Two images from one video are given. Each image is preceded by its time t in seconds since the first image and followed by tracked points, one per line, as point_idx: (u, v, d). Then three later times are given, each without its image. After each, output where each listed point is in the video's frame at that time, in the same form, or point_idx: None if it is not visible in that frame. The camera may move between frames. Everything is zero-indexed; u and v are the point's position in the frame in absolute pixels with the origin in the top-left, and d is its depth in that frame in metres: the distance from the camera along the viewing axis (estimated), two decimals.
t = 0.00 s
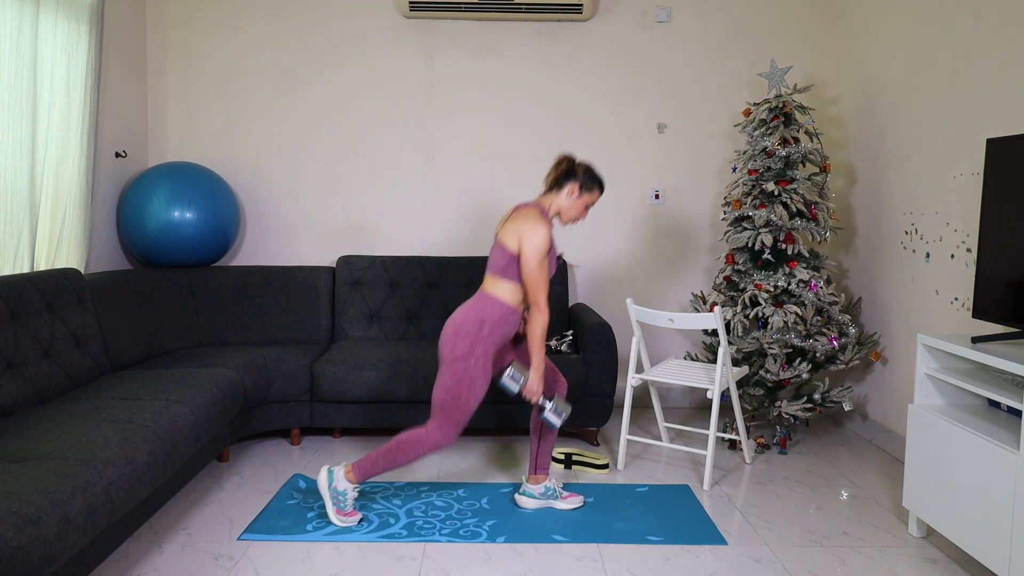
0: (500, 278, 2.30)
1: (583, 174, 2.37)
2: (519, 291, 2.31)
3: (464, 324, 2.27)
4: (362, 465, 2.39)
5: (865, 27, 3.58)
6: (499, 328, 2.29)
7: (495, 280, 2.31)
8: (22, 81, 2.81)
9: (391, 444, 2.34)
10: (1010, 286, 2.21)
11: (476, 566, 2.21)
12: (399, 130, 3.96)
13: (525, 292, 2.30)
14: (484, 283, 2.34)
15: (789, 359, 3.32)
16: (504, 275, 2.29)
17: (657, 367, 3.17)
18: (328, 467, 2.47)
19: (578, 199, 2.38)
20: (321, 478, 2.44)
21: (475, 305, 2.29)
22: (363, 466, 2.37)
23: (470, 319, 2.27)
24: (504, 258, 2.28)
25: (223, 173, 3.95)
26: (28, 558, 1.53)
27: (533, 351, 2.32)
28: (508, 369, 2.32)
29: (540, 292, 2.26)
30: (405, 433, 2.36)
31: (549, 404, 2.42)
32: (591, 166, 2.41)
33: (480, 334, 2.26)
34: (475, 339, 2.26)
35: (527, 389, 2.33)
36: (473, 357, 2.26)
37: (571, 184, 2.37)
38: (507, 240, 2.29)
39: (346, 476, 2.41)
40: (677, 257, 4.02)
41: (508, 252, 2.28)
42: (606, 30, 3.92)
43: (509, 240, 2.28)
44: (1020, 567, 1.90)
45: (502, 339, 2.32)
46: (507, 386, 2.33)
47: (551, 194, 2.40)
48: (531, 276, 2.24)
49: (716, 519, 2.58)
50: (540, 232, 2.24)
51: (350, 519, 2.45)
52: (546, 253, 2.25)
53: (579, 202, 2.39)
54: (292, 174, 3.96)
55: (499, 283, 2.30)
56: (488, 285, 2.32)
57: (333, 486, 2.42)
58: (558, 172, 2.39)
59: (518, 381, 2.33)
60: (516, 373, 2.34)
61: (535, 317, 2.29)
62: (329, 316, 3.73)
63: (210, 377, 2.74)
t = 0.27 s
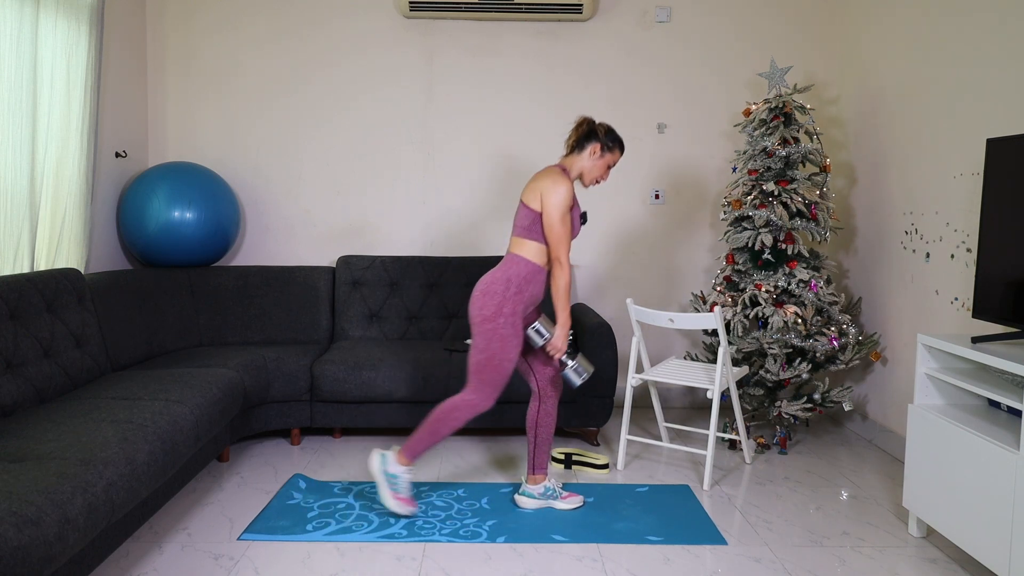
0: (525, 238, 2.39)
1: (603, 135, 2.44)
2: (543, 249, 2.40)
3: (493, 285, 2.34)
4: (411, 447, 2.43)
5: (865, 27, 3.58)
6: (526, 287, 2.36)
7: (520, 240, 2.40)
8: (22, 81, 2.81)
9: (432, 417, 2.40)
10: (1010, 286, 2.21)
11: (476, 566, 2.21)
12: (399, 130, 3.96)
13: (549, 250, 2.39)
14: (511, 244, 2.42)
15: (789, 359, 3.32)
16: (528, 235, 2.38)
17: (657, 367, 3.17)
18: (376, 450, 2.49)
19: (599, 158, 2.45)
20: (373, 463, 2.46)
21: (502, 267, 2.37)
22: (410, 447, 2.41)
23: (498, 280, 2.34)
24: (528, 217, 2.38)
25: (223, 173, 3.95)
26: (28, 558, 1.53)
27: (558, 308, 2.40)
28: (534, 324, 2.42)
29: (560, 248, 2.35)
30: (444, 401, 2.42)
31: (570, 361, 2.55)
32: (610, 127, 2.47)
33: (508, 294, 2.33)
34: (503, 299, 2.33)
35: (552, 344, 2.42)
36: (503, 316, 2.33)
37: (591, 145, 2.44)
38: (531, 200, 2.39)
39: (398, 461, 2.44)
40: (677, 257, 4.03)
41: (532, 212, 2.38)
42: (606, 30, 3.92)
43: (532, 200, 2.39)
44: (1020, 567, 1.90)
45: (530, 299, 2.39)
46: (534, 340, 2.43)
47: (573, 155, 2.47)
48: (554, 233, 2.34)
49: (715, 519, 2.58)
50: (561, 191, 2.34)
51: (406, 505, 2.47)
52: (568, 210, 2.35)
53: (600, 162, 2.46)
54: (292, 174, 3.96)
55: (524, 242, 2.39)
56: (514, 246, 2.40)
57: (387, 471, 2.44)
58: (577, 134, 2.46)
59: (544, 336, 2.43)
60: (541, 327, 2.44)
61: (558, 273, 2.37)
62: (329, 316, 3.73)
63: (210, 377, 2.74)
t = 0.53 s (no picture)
0: (530, 229, 2.39)
1: (597, 118, 2.44)
2: (550, 238, 2.40)
3: (507, 283, 2.34)
4: (482, 466, 2.48)
5: (865, 27, 3.58)
6: (539, 277, 2.37)
7: (526, 233, 2.40)
8: (22, 81, 2.81)
9: (490, 429, 2.42)
10: (1009, 286, 2.21)
11: (477, 566, 2.21)
12: (399, 130, 3.96)
13: (556, 238, 2.39)
14: (517, 238, 2.43)
15: (789, 359, 3.32)
16: (534, 226, 2.39)
17: (657, 367, 3.17)
18: (460, 490, 2.56)
19: (595, 143, 2.45)
20: (457, 498, 2.54)
21: (512, 262, 2.38)
22: (482, 465, 2.47)
23: (510, 277, 2.34)
24: (530, 208, 2.39)
25: (223, 173, 3.95)
26: (28, 558, 1.53)
27: (574, 294, 2.40)
28: (553, 313, 2.41)
29: (567, 234, 2.34)
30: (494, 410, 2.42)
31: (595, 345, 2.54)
32: (605, 110, 2.46)
33: (524, 287, 2.33)
34: (520, 293, 2.33)
35: (573, 331, 2.41)
36: (525, 310, 2.33)
37: (586, 129, 2.44)
38: (531, 192, 2.40)
39: (478, 483, 2.50)
40: (677, 257, 4.03)
41: (533, 203, 2.38)
42: (606, 30, 3.92)
43: (532, 191, 2.39)
44: (1020, 567, 1.90)
45: (545, 289, 2.39)
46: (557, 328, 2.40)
47: (569, 142, 2.47)
48: (557, 221, 2.33)
49: (716, 519, 2.58)
50: (559, 177, 2.34)
51: (510, 512, 2.51)
52: (568, 196, 2.34)
53: (597, 146, 2.46)
54: (292, 174, 3.96)
55: (530, 234, 2.39)
56: (522, 240, 2.41)
57: (471, 497, 2.51)
58: (572, 120, 2.46)
59: (565, 325, 2.40)
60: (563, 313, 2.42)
61: (569, 260, 2.37)
62: (329, 316, 3.73)
63: (210, 377, 2.74)
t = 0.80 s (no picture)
0: (532, 228, 2.39)
1: (593, 114, 2.44)
2: (551, 235, 2.40)
3: (515, 283, 2.34)
4: (505, 469, 2.48)
5: (865, 27, 3.58)
6: (546, 275, 2.37)
7: (528, 231, 2.40)
8: (22, 81, 2.81)
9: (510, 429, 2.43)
10: (1009, 286, 2.21)
11: (477, 566, 2.21)
12: (399, 130, 3.96)
13: (559, 235, 2.39)
14: (519, 238, 2.43)
15: (789, 359, 3.32)
16: (535, 225, 2.39)
17: (657, 367, 3.17)
18: (483, 494, 2.56)
19: (591, 138, 2.45)
20: (484, 505, 2.53)
21: (517, 262, 2.38)
22: (507, 468, 2.47)
23: (516, 277, 2.34)
24: (531, 207, 2.39)
25: (223, 173, 3.95)
26: (28, 558, 1.53)
27: (581, 290, 2.40)
28: (561, 310, 2.41)
29: (569, 231, 2.33)
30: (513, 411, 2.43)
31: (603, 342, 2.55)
32: (600, 105, 2.46)
33: (532, 286, 2.34)
34: (528, 293, 2.33)
35: (581, 328, 2.40)
36: (535, 310, 2.34)
37: (582, 125, 2.44)
38: (530, 190, 2.39)
39: (503, 487, 2.49)
40: (677, 257, 4.03)
41: (533, 201, 2.38)
42: (606, 30, 3.92)
43: (531, 189, 2.39)
44: (1020, 567, 1.90)
45: (551, 286, 2.40)
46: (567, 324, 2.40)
47: (565, 138, 2.47)
48: (558, 218, 2.33)
49: (716, 519, 2.58)
50: (558, 174, 2.33)
51: (539, 514, 2.51)
52: (568, 192, 2.34)
53: (593, 141, 2.46)
54: (292, 174, 3.96)
55: (533, 233, 2.39)
56: (525, 240, 2.41)
57: (497, 501, 2.50)
58: (567, 116, 2.46)
59: (572, 321, 2.40)
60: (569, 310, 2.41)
61: (573, 256, 2.36)
62: (329, 316, 3.73)
63: (210, 377, 2.74)
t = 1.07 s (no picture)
0: (531, 227, 2.39)
1: (592, 113, 2.44)
2: (550, 235, 2.40)
3: (513, 283, 2.33)
4: (504, 470, 2.48)
5: (865, 27, 3.58)
6: (544, 275, 2.37)
7: (527, 231, 2.40)
8: (22, 81, 2.81)
9: (508, 429, 2.43)
10: (1010, 286, 2.21)
11: (477, 566, 2.21)
12: (399, 130, 3.96)
13: (558, 235, 2.39)
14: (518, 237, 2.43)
15: (789, 359, 3.32)
16: (534, 225, 2.39)
17: (657, 367, 3.17)
18: (482, 494, 2.56)
19: (590, 137, 2.45)
20: (483, 505, 2.52)
21: (516, 262, 2.38)
22: (506, 468, 2.47)
23: (515, 277, 2.34)
24: (530, 207, 2.39)
25: (223, 173, 3.95)
26: (28, 558, 1.53)
27: (579, 290, 2.40)
28: (559, 311, 2.41)
29: (569, 231, 2.34)
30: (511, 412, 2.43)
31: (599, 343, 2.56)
32: (599, 104, 2.46)
33: (530, 286, 2.34)
34: (526, 293, 2.33)
35: (578, 328, 2.41)
36: (533, 309, 2.33)
37: (581, 124, 2.44)
38: (529, 189, 2.39)
39: (502, 488, 2.49)
40: (677, 257, 4.03)
41: (532, 201, 2.38)
42: (605, 30, 3.92)
43: (530, 189, 2.38)
44: (1020, 567, 1.90)
45: (550, 286, 2.40)
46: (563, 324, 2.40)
47: (564, 137, 2.47)
48: (558, 218, 2.33)
49: (716, 519, 2.58)
50: (558, 174, 2.33)
51: (538, 515, 2.51)
52: (567, 192, 2.34)
53: (592, 140, 2.46)
54: (292, 175, 3.96)
55: (532, 232, 2.39)
56: (524, 239, 2.41)
57: (496, 502, 2.50)
58: (566, 115, 2.46)
59: (570, 321, 2.40)
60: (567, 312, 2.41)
61: (572, 256, 2.36)
62: (329, 316, 3.73)
63: (210, 377, 2.74)
